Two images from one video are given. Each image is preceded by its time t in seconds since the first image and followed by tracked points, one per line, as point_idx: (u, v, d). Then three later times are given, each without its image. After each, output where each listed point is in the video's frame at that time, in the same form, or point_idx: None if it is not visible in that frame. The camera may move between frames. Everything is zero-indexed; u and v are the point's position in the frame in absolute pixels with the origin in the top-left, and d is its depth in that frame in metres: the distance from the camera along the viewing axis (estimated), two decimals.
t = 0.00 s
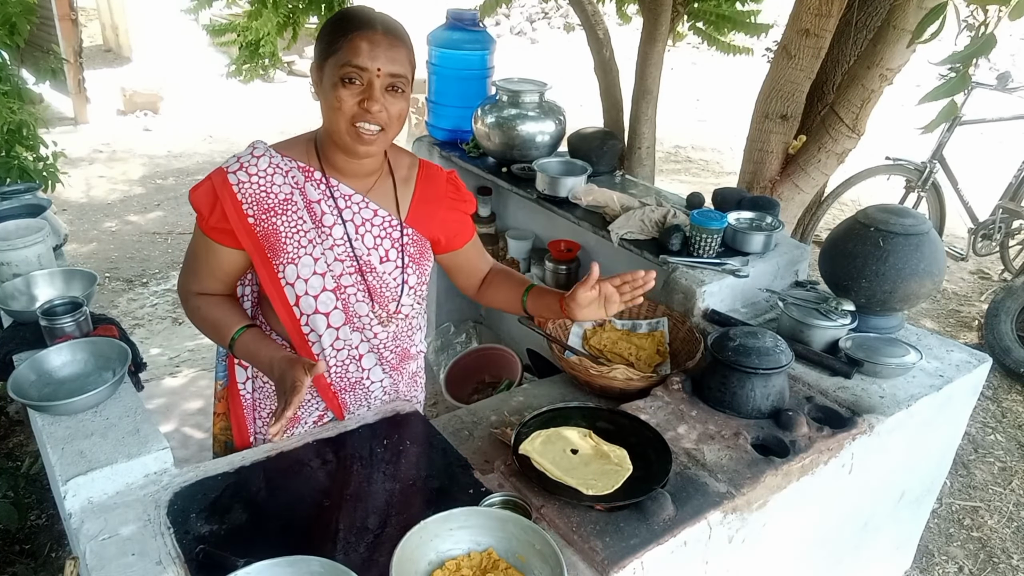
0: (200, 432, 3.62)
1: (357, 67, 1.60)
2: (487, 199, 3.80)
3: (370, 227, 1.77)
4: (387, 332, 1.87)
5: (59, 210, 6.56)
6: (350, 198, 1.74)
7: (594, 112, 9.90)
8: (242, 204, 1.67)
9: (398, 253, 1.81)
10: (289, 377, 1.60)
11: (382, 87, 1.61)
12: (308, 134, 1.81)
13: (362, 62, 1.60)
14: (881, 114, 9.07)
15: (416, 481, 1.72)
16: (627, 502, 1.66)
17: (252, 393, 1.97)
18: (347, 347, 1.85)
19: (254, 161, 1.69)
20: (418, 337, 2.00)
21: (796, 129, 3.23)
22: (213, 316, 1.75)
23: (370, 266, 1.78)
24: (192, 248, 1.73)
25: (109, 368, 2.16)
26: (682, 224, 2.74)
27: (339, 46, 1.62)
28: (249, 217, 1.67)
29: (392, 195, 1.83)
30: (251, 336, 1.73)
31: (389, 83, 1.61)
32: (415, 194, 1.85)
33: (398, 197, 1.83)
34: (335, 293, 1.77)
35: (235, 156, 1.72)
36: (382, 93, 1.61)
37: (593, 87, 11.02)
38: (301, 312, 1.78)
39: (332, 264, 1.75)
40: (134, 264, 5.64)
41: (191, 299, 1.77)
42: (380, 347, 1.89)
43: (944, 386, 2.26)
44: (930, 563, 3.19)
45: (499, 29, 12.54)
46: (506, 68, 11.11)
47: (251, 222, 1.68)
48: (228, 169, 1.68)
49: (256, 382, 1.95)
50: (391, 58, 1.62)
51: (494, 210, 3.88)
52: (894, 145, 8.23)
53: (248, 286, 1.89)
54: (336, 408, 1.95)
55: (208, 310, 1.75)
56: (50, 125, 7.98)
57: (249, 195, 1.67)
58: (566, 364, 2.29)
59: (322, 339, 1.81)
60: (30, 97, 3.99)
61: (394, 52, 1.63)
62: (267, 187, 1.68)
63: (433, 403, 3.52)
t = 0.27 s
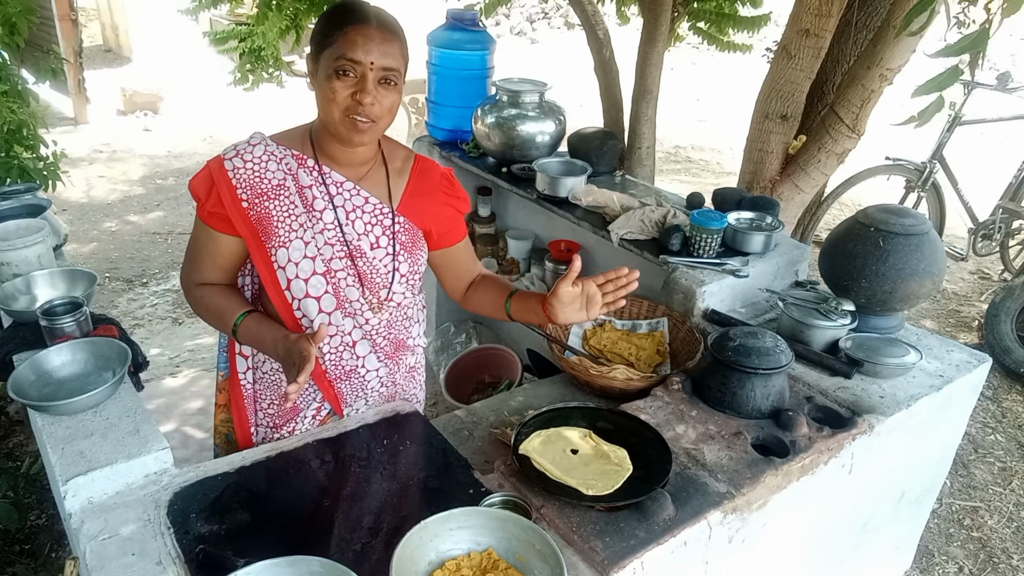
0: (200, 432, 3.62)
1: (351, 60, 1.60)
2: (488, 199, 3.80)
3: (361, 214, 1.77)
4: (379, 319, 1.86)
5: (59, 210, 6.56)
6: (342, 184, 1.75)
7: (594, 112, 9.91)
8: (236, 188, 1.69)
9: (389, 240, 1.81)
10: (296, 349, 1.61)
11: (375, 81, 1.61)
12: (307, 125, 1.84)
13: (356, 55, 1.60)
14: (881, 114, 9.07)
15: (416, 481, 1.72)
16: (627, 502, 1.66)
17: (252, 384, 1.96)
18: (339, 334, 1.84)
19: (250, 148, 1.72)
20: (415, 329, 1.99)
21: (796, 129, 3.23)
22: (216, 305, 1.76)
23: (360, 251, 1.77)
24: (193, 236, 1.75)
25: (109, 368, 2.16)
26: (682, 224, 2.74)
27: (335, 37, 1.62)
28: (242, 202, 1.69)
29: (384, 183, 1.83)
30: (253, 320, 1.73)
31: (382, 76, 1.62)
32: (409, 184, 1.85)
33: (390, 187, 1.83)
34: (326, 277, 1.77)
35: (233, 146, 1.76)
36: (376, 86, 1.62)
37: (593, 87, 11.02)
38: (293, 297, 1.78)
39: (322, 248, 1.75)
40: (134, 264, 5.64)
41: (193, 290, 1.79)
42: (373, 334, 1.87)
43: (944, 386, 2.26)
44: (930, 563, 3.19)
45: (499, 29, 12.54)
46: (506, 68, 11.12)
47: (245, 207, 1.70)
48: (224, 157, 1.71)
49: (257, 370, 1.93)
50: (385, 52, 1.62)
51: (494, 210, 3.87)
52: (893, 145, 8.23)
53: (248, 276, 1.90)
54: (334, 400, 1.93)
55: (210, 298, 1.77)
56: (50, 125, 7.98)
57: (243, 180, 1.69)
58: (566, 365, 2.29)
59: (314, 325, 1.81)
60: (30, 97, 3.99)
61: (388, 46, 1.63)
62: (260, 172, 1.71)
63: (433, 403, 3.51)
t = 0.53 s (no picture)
0: (200, 432, 3.62)
1: (352, 57, 1.60)
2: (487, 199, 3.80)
3: (362, 204, 1.78)
4: (381, 308, 1.86)
5: (59, 210, 6.56)
6: (343, 176, 1.77)
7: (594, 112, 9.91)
8: (240, 179, 1.70)
9: (390, 231, 1.82)
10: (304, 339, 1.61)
11: (376, 77, 1.62)
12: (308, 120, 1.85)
13: (357, 52, 1.60)
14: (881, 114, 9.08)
15: (417, 481, 1.72)
16: (627, 502, 1.66)
17: (256, 377, 1.97)
18: (340, 323, 1.84)
19: (253, 141, 1.73)
20: (417, 320, 1.99)
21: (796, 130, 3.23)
22: (225, 300, 1.77)
23: (362, 240, 1.78)
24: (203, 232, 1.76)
25: (110, 368, 2.16)
26: (682, 224, 2.75)
27: (335, 35, 1.62)
28: (246, 193, 1.70)
29: (385, 175, 1.84)
30: (262, 313, 1.73)
31: (383, 74, 1.62)
32: (408, 177, 1.86)
33: (390, 179, 1.84)
34: (328, 265, 1.78)
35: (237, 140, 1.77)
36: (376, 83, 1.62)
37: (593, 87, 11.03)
38: (294, 286, 1.78)
39: (324, 237, 1.75)
40: (134, 264, 5.64)
41: (204, 288, 1.79)
42: (376, 323, 1.88)
43: (944, 386, 2.27)
44: (930, 563, 3.19)
45: (499, 29, 12.55)
46: (506, 68, 11.12)
47: (248, 197, 1.71)
48: (228, 150, 1.72)
49: (261, 368, 1.95)
50: (386, 50, 1.62)
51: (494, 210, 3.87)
52: (893, 145, 8.23)
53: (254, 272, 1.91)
54: (337, 392, 1.93)
55: (219, 293, 1.77)
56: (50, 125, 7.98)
57: (246, 171, 1.71)
58: (566, 365, 2.29)
59: (316, 314, 1.81)
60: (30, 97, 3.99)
61: (387, 42, 1.63)
62: (264, 163, 1.72)
63: (433, 403, 3.52)
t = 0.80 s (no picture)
0: (200, 432, 3.62)
1: (381, 73, 1.61)
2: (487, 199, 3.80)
3: (373, 199, 1.78)
4: (394, 303, 1.88)
5: (59, 210, 6.56)
6: (353, 172, 1.77)
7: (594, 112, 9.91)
8: (251, 177, 1.69)
9: (400, 225, 1.83)
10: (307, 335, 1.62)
11: (404, 92, 1.65)
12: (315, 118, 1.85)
13: (384, 69, 1.61)
14: (881, 114, 9.07)
15: (417, 481, 1.72)
16: (627, 502, 1.66)
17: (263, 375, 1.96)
18: (353, 318, 1.85)
19: (262, 140, 1.73)
20: (427, 314, 2.01)
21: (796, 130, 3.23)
22: (235, 300, 1.75)
23: (374, 234, 1.79)
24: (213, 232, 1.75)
25: (109, 369, 2.16)
26: (682, 224, 2.75)
27: (361, 48, 1.60)
28: (258, 191, 1.70)
29: (393, 170, 1.85)
30: (274, 311, 1.73)
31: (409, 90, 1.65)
32: (414, 172, 1.87)
33: (399, 174, 1.85)
34: (341, 261, 1.78)
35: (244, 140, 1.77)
36: (402, 99, 1.65)
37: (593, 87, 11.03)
38: (307, 283, 1.78)
39: (337, 232, 1.76)
40: (134, 265, 5.64)
41: (214, 288, 1.78)
42: (388, 317, 1.89)
43: (944, 386, 2.26)
44: (930, 563, 3.19)
45: (499, 29, 12.54)
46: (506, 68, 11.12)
47: (260, 195, 1.70)
48: (237, 149, 1.71)
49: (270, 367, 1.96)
50: (412, 64, 1.64)
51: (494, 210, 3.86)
52: (894, 146, 8.23)
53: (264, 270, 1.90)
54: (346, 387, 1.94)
55: (230, 293, 1.76)
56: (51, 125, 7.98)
57: (257, 170, 1.70)
58: (566, 365, 2.30)
59: (330, 309, 1.81)
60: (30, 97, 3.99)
61: (413, 54, 1.65)
62: (274, 161, 1.71)
63: (433, 403, 3.51)
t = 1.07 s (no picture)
0: (200, 432, 3.62)
1: (409, 91, 1.61)
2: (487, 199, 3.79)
3: (385, 201, 1.79)
4: (406, 305, 1.88)
5: (59, 211, 6.56)
6: (365, 174, 1.77)
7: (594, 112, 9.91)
8: (265, 178, 1.69)
9: (412, 226, 1.83)
10: (319, 337, 1.60)
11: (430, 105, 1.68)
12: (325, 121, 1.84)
13: (412, 86, 1.61)
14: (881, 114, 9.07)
15: (418, 482, 1.72)
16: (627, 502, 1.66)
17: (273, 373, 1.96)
18: (364, 319, 1.84)
19: (274, 142, 1.73)
20: (436, 318, 2.02)
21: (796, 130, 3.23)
22: (247, 301, 1.74)
23: (388, 235, 1.79)
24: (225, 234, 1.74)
25: (109, 369, 2.16)
26: (682, 224, 2.75)
27: (389, 66, 1.59)
28: (272, 191, 1.69)
29: (404, 173, 1.85)
30: (286, 311, 1.71)
31: (435, 102, 1.67)
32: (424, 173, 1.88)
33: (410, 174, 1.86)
34: (354, 262, 1.78)
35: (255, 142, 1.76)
36: (427, 112, 1.68)
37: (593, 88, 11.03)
38: (320, 284, 1.77)
39: (351, 233, 1.75)
40: (134, 265, 5.64)
41: (226, 291, 1.77)
42: (399, 320, 1.89)
43: (944, 386, 2.26)
44: (930, 563, 3.19)
45: (499, 29, 12.53)
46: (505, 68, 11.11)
47: (274, 196, 1.69)
48: (250, 151, 1.71)
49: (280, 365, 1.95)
50: (437, 79, 1.65)
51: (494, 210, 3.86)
52: (894, 146, 8.23)
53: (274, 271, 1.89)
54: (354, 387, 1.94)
55: (242, 295, 1.75)
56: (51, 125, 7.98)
57: (271, 171, 1.69)
58: (566, 365, 2.30)
59: (342, 310, 1.80)
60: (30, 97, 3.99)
61: (437, 66, 1.66)
62: (288, 162, 1.71)
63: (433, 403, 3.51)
